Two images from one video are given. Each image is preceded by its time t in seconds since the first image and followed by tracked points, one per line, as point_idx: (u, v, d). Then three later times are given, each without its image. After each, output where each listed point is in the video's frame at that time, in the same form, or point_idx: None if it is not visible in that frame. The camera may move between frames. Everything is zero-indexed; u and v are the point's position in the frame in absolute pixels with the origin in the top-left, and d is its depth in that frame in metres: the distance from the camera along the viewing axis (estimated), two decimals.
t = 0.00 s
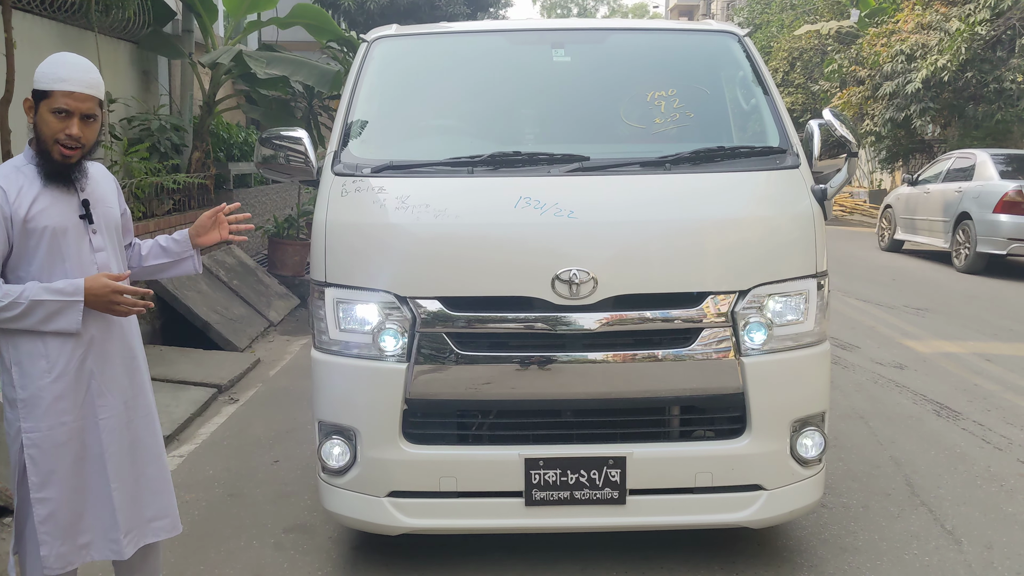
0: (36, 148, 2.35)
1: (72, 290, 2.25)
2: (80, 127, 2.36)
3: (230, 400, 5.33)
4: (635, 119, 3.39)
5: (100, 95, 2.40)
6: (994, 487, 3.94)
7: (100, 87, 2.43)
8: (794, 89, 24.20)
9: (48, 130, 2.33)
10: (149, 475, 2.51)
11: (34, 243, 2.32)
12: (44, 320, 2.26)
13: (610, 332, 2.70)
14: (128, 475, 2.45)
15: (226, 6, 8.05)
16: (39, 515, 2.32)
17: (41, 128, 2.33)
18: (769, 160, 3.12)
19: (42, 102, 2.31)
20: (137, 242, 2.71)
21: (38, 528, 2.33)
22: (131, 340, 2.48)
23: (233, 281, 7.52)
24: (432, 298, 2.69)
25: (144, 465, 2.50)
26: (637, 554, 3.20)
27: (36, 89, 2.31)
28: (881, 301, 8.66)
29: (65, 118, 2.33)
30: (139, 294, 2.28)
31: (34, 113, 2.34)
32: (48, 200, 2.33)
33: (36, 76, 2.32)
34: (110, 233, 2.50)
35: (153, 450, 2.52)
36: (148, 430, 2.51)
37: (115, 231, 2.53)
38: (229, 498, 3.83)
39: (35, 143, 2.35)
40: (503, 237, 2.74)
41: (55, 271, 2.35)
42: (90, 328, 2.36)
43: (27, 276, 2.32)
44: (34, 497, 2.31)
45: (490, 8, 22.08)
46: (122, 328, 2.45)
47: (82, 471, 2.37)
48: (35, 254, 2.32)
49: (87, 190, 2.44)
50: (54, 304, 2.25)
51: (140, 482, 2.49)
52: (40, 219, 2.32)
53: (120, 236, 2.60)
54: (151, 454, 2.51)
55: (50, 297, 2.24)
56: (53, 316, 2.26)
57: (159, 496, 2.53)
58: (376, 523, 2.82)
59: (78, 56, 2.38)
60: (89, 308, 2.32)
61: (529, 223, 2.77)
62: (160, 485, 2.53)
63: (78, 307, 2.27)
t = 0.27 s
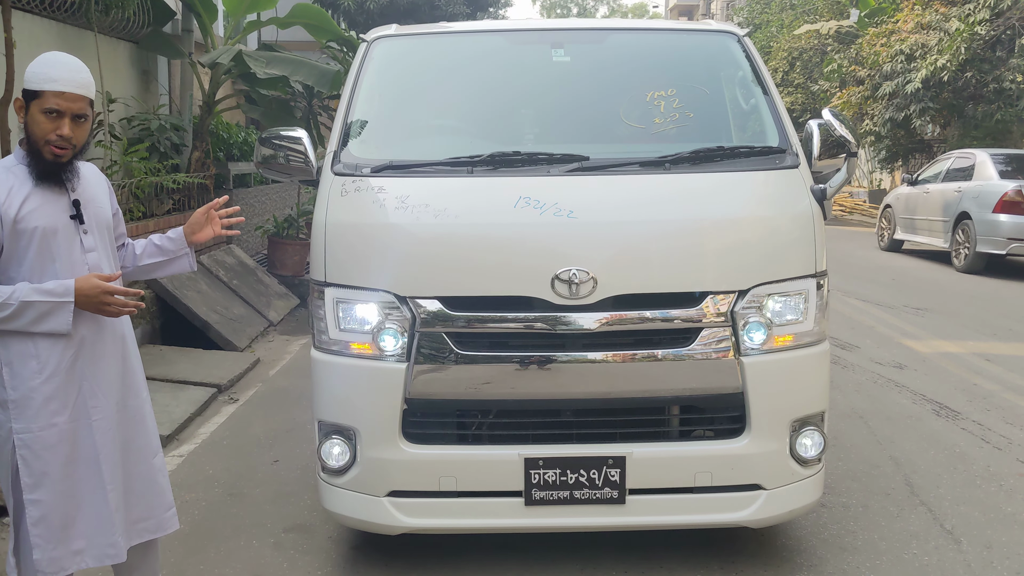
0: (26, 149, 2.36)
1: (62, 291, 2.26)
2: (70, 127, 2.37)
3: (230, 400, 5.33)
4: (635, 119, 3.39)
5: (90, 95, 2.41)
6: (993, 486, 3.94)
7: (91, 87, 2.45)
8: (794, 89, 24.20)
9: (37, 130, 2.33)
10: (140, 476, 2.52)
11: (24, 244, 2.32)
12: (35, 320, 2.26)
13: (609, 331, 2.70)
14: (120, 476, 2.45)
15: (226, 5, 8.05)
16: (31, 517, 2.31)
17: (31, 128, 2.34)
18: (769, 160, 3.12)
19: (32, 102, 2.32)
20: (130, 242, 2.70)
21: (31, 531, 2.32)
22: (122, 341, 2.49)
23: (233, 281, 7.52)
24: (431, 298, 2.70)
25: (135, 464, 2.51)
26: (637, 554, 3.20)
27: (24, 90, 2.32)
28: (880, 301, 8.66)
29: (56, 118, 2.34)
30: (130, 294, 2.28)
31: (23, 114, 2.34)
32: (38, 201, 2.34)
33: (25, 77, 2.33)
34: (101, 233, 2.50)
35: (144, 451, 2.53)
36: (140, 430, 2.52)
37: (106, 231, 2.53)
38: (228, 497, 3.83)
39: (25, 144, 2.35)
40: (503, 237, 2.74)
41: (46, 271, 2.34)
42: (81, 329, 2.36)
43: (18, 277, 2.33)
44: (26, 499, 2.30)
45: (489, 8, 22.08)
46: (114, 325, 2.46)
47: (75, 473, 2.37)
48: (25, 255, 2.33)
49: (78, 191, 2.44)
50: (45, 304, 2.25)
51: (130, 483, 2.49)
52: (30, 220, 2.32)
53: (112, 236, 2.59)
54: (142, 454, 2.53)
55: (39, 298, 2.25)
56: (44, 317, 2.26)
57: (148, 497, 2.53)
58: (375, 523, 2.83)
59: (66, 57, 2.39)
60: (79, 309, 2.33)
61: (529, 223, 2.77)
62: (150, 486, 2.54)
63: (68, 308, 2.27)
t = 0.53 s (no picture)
0: (24, 149, 2.36)
1: (58, 295, 2.25)
2: (69, 125, 2.37)
3: (230, 400, 5.33)
4: (635, 119, 3.40)
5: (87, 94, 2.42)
6: (993, 486, 3.95)
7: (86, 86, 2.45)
8: (794, 89, 24.20)
9: (37, 130, 2.34)
10: (136, 477, 2.53)
11: (23, 248, 2.32)
12: (34, 324, 2.26)
13: (610, 331, 2.70)
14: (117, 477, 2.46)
15: (226, 5, 8.05)
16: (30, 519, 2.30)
17: (30, 128, 2.34)
18: (769, 160, 3.13)
19: (29, 102, 2.33)
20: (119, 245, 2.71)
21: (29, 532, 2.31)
22: (120, 343, 2.50)
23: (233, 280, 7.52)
24: (432, 298, 2.70)
25: (132, 466, 2.52)
26: (638, 554, 3.20)
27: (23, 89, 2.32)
28: (881, 300, 8.67)
29: (53, 116, 2.35)
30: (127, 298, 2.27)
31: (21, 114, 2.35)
32: (36, 203, 2.34)
33: (22, 77, 2.34)
34: (99, 236, 2.50)
35: (143, 452, 2.55)
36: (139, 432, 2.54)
37: (104, 234, 2.53)
38: (229, 497, 3.83)
39: (24, 144, 2.35)
40: (503, 237, 2.75)
41: (45, 274, 2.35)
42: (80, 331, 2.37)
43: (19, 279, 2.33)
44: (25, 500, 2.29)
45: (489, 7, 22.08)
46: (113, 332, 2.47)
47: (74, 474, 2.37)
48: (24, 258, 2.32)
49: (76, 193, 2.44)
50: (41, 309, 2.25)
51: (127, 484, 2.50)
52: (29, 222, 2.32)
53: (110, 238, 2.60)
54: (140, 456, 2.54)
55: (37, 302, 2.24)
56: (43, 320, 2.26)
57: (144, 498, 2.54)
58: (377, 522, 2.83)
59: (63, 57, 2.39)
60: (77, 313, 2.32)
61: (530, 223, 2.77)
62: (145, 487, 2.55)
63: (66, 311, 2.26)
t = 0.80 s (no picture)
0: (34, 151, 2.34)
1: (69, 297, 2.25)
2: (79, 127, 2.36)
3: (231, 399, 5.33)
4: (635, 119, 3.40)
5: (97, 96, 2.41)
6: (993, 485, 3.95)
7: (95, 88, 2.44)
8: (793, 88, 24.21)
9: (48, 131, 2.32)
10: (146, 476, 2.51)
11: (31, 251, 2.31)
12: (44, 324, 2.25)
13: (610, 331, 2.71)
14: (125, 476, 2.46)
15: (225, 5, 8.05)
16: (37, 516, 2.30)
17: (40, 130, 2.33)
18: (769, 159, 3.13)
19: (40, 103, 2.32)
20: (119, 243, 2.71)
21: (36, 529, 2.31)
22: (130, 341, 2.50)
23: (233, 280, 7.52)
24: (433, 298, 2.71)
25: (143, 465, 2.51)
26: (638, 553, 3.21)
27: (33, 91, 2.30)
28: (880, 300, 8.67)
29: (66, 118, 2.34)
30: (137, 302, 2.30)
31: (32, 116, 2.33)
32: (44, 206, 2.32)
33: (31, 78, 2.32)
34: (106, 236, 2.51)
35: (155, 450, 2.54)
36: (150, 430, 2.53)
37: (111, 234, 2.54)
38: (230, 497, 3.83)
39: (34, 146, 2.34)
40: (504, 237, 2.75)
41: (56, 274, 2.35)
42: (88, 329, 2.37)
43: (26, 282, 2.32)
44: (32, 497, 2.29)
45: (489, 7, 22.11)
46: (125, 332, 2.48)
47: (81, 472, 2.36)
48: (32, 261, 2.32)
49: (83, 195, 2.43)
50: (53, 310, 2.25)
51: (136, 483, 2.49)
52: (37, 225, 2.31)
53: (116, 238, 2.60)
54: (152, 454, 2.53)
55: (48, 304, 2.24)
56: (53, 322, 2.26)
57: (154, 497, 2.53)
58: (378, 522, 2.83)
59: (72, 58, 2.38)
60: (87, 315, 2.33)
61: (530, 223, 2.78)
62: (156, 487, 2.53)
63: (77, 314, 2.27)
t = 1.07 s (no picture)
0: (60, 150, 2.38)
1: (86, 282, 2.31)
2: (102, 124, 2.41)
3: (229, 399, 5.33)
4: (633, 118, 3.40)
5: (120, 96, 2.47)
6: (991, 483, 3.96)
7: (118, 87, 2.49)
8: (791, 87, 24.23)
9: (71, 128, 2.37)
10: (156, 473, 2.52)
11: (53, 244, 2.35)
12: (61, 312, 2.30)
13: (609, 329, 2.71)
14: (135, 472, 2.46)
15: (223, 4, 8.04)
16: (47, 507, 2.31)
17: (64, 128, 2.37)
18: (767, 158, 3.14)
19: (63, 102, 2.37)
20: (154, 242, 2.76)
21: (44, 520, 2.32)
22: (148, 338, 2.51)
23: (232, 280, 7.52)
24: (431, 298, 2.71)
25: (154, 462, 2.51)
26: (636, 552, 3.21)
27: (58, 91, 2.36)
28: (878, 298, 8.68)
29: (87, 116, 2.38)
30: (152, 283, 2.36)
31: (56, 115, 2.38)
32: (67, 202, 2.36)
33: (56, 79, 2.39)
34: (128, 236, 2.53)
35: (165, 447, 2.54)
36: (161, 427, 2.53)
37: (134, 235, 2.56)
38: (229, 496, 3.83)
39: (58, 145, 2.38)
40: (502, 236, 2.75)
41: (72, 269, 2.37)
42: (105, 322, 2.39)
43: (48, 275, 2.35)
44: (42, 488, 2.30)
45: (487, 6, 22.12)
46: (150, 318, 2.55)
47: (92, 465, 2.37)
48: (54, 254, 2.36)
49: (108, 193, 2.47)
50: (71, 296, 2.30)
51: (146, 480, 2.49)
52: (61, 220, 2.34)
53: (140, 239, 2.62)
54: (161, 451, 2.54)
55: (66, 291, 2.29)
56: (69, 309, 2.30)
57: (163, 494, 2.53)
58: (376, 521, 2.84)
59: (97, 61, 2.45)
60: (105, 301, 2.37)
61: (528, 222, 2.78)
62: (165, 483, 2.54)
63: (93, 299, 2.32)
